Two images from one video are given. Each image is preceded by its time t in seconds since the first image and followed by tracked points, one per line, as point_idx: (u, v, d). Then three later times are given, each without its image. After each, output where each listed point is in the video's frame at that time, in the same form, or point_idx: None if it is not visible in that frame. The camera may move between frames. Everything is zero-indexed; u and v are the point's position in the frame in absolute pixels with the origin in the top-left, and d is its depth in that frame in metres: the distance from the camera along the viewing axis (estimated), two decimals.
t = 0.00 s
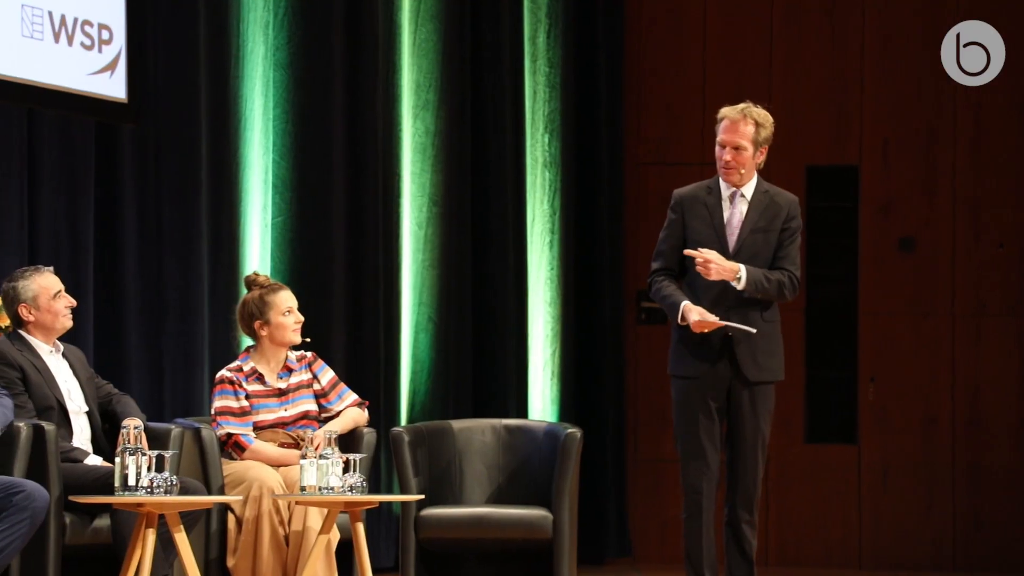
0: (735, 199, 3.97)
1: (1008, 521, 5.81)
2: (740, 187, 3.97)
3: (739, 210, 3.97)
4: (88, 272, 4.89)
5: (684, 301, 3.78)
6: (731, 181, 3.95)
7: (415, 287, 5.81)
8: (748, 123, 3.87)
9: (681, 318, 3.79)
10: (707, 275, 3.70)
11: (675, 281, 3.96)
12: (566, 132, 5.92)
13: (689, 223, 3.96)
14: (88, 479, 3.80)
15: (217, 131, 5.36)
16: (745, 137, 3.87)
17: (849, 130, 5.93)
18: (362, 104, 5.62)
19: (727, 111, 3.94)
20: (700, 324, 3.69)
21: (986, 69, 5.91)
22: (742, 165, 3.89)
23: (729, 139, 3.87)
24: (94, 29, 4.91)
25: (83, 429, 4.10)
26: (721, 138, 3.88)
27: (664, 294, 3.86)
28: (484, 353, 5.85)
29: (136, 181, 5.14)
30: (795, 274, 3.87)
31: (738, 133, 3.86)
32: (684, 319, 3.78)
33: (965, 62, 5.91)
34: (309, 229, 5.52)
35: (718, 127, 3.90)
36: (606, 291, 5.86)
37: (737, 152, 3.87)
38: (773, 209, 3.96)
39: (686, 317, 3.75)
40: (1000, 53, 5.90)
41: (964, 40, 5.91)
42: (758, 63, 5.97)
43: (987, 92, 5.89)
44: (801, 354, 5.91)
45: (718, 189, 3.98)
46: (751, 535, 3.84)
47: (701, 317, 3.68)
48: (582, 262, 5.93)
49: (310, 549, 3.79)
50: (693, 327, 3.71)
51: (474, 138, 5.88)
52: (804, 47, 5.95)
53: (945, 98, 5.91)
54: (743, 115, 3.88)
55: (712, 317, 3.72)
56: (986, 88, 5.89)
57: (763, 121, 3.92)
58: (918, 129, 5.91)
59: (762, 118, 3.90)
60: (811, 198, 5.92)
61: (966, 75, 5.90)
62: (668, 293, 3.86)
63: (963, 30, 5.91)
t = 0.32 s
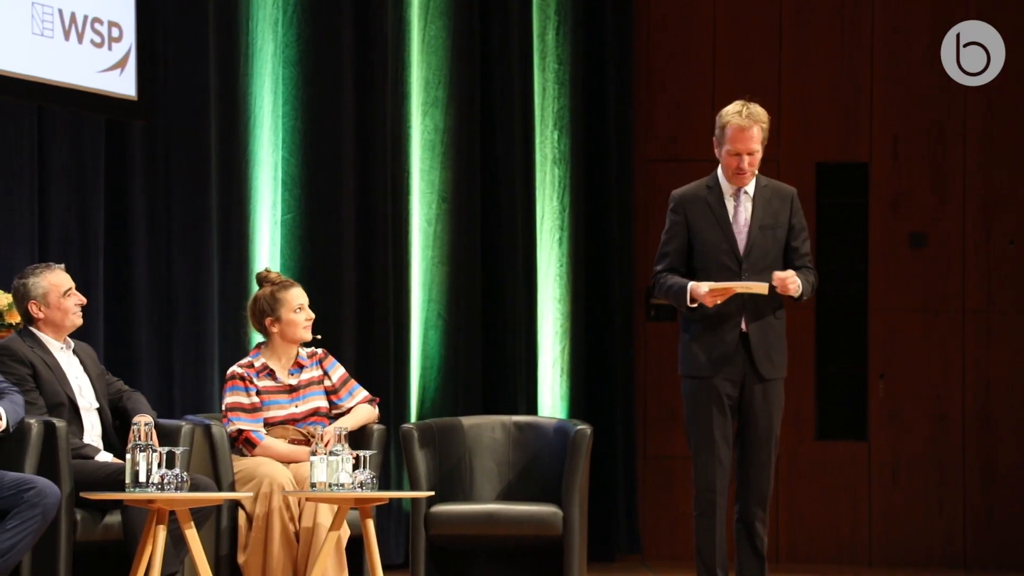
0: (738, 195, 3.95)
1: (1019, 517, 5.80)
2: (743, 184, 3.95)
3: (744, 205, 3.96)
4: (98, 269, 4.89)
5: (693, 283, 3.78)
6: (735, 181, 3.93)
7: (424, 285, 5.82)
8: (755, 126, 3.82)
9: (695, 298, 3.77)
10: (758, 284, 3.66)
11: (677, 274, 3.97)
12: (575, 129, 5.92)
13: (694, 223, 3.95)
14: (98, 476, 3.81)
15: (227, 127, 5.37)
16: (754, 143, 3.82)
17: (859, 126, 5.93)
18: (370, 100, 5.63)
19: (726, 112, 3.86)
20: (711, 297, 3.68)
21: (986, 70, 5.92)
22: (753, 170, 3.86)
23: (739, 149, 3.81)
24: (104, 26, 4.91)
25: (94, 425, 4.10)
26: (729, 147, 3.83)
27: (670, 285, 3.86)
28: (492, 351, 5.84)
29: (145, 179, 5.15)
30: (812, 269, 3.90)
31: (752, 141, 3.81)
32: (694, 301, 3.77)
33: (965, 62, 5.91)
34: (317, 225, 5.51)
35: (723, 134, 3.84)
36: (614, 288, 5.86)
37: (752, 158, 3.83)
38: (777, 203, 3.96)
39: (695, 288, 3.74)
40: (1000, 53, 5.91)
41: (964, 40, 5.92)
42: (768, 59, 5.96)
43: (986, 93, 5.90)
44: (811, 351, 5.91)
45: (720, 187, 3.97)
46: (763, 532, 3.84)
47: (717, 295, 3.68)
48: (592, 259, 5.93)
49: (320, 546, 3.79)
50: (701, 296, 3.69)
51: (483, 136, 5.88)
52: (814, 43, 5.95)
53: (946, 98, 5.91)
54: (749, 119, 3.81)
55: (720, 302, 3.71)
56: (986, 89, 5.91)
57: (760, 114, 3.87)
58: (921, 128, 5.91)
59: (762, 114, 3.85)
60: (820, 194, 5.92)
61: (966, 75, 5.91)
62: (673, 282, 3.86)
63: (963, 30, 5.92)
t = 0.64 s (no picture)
0: (763, 188, 3.91)
1: None
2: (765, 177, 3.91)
3: (768, 198, 3.92)
4: (120, 262, 4.90)
5: (741, 276, 3.73)
6: (757, 178, 3.88)
7: (446, 278, 5.81)
8: (792, 125, 3.77)
9: (740, 290, 3.72)
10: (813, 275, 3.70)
11: (709, 269, 3.89)
12: (596, 121, 5.91)
13: (722, 218, 3.88)
14: (121, 469, 3.81)
15: (248, 120, 5.37)
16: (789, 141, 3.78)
17: (881, 118, 5.91)
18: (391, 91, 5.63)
19: (757, 109, 3.79)
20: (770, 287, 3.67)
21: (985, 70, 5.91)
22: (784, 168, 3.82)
23: (777, 147, 3.76)
24: (125, 21, 4.92)
25: (117, 418, 4.11)
26: (765, 144, 3.77)
27: (707, 279, 3.78)
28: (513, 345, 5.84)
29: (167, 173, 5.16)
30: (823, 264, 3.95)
31: (790, 139, 3.76)
32: (742, 294, 3.72)
33: (965, 62, 5.90)
34: (336, 219, 5.52)
35: (758, 133, 3.77)
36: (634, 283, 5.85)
37: (785, 156, 3.78)
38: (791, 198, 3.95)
39: (747, 279, 3.70)
40: (1000, 53, 5.90)
41: (964, 40, 5.91)
42: (789, 52, 5.95)
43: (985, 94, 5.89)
44: (832, 344, 5.90)
45: (744, 181, 3.91)
46: (788, 523, 3.83)
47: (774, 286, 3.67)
48: (613, 252, 5.92)
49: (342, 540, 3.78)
50: (761, 285, 3.67)
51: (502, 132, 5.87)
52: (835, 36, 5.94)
53: (946, 98, 5.90)
54: (785, 116, 3.76)
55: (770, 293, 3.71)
56: (985, 89, 5.90)
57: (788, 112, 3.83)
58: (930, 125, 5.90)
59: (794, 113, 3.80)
60: (842, 187, 5.92)
61: (965, 75, 5.90)
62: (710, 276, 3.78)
63: (962, 30, 5.91)
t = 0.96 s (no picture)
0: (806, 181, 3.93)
1: None
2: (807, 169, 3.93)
3: (808, 190, 3.94)
4: (155, 256, 4.91)
5: (802, 262, 3.74)
6: (801, 167, 3.90)
7: (479, 270, 5.82)
8: (845, 117, 3.79)
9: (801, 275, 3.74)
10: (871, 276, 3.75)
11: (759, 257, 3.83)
12: (629, 112, 5.91)
13: (772, 209, 3.87)
14: (158, 460, 3.82)
15: (281, 113, 5.38)
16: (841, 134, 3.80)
17: (915, 108, 5.89)
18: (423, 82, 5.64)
19: (812, 99, 3.79)
20: (834, 273, 3.71)
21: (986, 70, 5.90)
22: (832, 157, 3.85)
23: (831, 140, 3.78)
24: (159, 14, 4.93)
25: (153, 410, 4.12)
26: (820, 136, 3.78)
27: (761, 267, 3.75)
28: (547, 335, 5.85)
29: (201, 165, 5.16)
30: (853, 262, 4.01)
31: (844, 132, 3.78)
32: (802, 279, 3.74)
33: (965, 62, 5.89)
34: (370, 212, 5.53)
35: (813, 124, 3.78)
36: (666, 275, 5.85)
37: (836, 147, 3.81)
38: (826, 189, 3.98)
39: (811, 263, 3.72)
40: (999, 53, 5.88)
41: (964, 40, 5.90)
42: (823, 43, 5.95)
43: (987, 93, 5.87)
44: (865, 336, 5.88)
45: (790, 172, 3.91)
46: (824, 516, 3.83)
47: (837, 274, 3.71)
48: (646, 245, 5.92)
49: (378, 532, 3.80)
50: (827, 270, 3.70)
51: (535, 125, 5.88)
52: (868, 26, 5.93)
53: (971, 91, 5.88)
54: (841, 110, 3.77)
55: (830, 282, 3.74)
56: (985, 89, 5.88)
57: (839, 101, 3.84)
58: (953, 118, 5.88)
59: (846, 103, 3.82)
60: (876, 177, 5.90)
61: (966, 76, 5.88)
62: (764, 263, 3.75)
63: (963, 30, 5.90)
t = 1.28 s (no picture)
0: (850, 171, 3.91)
1: None
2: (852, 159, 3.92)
3: (851, 181, 3.92)
4: (192, 249, 4.91)
5: (851, 252, 3.73)
6: (846, 157, 3.88)
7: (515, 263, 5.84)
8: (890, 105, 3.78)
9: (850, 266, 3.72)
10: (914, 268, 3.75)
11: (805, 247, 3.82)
12: (665, 104, 5.95)
13: (817, 198, 3.86)
14: (196, 454, 3.83)
15: (317, 109, 5.38)
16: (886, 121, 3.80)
17: (952, 99, 5.90)
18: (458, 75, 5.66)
19: (857, 89, 3.78)
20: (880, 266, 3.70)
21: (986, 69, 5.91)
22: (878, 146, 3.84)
23: (878, 128, 3.78)
24: (196, 7, 4.95)
25: (191, 404, 4.13)
26: (867, 125, 3.77)
27: (812, 256, 3.73)
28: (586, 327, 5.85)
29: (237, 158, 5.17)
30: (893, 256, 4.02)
31: (888, 120, 3.77)
32: (851, 269, 3.72)
33: (964, 62, 5.91)
34: (407, 204, 5.54)
35: (859, 113, 3.77)
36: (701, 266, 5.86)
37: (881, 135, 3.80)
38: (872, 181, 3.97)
39: (861, 253, 3.70)
40: (1000, 53, 5.90)
41: (964, 40, 5.93)
42: (860, 36, 5.97)
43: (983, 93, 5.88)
44: (902, 327, 5.88)
45: (834, 163, 3.90)
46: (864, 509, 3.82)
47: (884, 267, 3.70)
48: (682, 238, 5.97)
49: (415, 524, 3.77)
50: (877, 260, 3.68)
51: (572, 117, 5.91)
52: (904, 17, 5.95)
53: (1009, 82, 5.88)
54: (887, 98, 3.77)
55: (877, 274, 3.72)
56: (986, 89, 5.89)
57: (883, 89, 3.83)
58: (981, 109, 5.88)
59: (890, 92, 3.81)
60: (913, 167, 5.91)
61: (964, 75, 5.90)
62: (815, 253, 3.74)
63: (962, 30, 5.93)
